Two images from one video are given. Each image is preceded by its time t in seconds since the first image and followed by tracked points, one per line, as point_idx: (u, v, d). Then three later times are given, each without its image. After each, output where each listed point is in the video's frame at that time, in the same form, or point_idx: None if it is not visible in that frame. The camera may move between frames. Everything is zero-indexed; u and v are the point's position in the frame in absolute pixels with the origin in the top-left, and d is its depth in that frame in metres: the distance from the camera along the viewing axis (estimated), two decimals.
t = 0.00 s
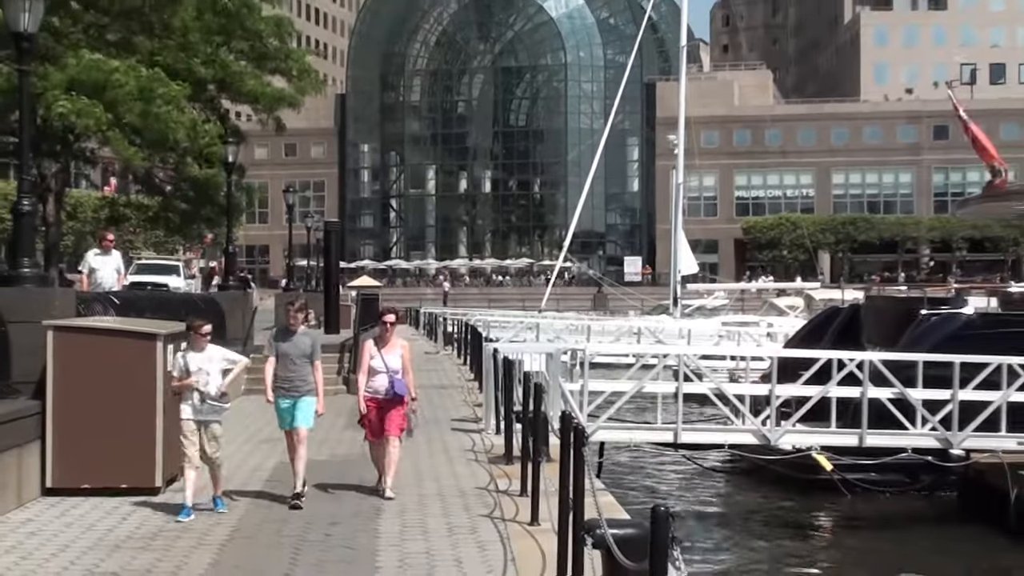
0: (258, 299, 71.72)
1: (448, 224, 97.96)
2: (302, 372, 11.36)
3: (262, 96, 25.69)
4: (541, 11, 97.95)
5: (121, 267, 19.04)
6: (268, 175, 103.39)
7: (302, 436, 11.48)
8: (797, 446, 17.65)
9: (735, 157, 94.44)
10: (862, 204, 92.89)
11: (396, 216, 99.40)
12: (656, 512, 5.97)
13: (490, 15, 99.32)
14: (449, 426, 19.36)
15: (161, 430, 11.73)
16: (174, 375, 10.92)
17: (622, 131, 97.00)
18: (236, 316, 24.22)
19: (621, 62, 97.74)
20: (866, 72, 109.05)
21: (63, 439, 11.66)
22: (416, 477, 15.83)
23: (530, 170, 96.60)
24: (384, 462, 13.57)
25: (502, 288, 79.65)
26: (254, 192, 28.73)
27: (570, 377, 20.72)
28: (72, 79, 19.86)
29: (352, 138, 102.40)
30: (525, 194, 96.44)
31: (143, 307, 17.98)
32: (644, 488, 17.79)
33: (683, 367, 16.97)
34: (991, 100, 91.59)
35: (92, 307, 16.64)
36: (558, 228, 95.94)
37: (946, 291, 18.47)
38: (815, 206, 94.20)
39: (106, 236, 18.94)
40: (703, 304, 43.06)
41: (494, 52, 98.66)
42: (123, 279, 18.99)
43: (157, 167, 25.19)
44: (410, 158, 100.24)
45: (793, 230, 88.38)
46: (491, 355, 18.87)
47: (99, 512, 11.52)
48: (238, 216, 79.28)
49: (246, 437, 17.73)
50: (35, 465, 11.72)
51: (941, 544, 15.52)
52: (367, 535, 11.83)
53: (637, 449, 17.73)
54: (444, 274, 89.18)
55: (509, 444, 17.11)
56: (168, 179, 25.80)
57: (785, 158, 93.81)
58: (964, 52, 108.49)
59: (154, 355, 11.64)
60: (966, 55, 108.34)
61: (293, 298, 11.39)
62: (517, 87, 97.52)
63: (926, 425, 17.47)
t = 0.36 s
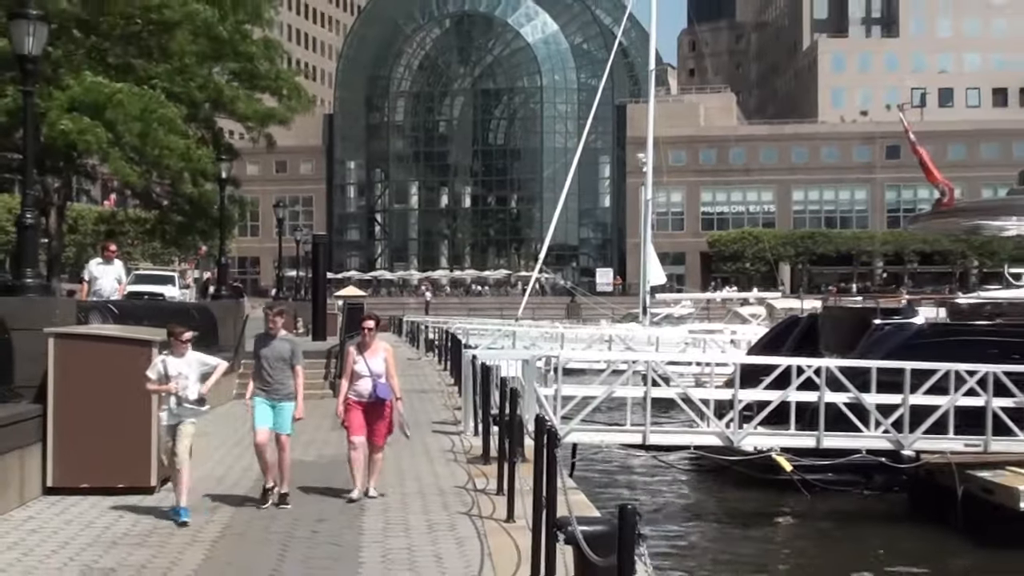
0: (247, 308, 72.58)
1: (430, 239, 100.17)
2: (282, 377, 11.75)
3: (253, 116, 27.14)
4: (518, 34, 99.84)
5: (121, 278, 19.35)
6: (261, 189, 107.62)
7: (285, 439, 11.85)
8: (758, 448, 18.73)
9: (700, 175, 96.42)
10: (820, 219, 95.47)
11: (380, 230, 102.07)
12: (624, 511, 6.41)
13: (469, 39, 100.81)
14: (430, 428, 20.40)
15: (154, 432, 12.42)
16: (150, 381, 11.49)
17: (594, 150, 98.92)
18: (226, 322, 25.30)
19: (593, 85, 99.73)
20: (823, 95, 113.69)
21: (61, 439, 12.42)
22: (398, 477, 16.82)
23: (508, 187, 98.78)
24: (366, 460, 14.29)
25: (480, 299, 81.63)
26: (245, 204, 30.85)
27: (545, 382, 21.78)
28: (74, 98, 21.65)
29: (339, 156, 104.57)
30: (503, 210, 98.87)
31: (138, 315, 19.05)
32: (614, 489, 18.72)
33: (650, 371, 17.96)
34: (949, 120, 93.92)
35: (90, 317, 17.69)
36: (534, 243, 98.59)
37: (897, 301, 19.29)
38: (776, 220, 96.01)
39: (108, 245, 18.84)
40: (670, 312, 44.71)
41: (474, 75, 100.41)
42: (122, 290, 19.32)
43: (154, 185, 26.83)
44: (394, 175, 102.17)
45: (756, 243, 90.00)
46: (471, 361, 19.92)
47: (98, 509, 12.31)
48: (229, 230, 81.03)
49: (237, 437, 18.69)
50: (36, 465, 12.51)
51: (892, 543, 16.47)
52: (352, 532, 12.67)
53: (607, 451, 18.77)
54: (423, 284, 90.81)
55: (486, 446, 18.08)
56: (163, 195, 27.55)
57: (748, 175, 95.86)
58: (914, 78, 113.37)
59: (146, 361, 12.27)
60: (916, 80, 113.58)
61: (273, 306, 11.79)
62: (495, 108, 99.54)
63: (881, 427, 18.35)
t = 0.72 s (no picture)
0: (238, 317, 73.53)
1: (407, 254, 102.69)
2: (246, 391, 12.07)
3: (240, 137, 28.49)
4: (491, 60, 102.43)
5: (109, 291, 21.18)
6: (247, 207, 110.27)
7: (249, 450, 12.24)
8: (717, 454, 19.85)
9: (664, 195, 101.03)
10: (775, 235, 100.09)
11: (360, 246, 104.96)
12: (587, 512, 7.59)
13: (445, 65, 103.31)
14: (406, 432, 21.49)
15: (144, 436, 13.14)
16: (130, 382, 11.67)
17: (562, 169, 101.82)
18: (210, 331, 26.51)
19: (562, 109, 103.63)
20: (778, 118, 122.04)
21: (56, 445, 13.20)
22: (376, 479, 17.93)
23: (478, 206, 102.20)
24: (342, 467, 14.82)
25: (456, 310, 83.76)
26: (232, 221, 32.70)
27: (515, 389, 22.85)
28: (69, 114, 22.70)
29: (321, 175, 108.12)
30: (476, 227, 101.70)
31: (134, 327, 20.02)
32: (579, 490, 19.77)
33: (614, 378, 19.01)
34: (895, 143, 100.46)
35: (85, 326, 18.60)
36: (504, 257, 101.34)
37: (847, 313, 20.07)
38: (734, 235, 100.86)
39: (95, 259, 20.54)
40: (634, 322, 46.76)
41: (450, 98, 103.31)
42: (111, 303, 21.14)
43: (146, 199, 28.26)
44: (373, 195, 105.36)
45: (714, 258, 94.17)
46: (443, 368, 20.96)
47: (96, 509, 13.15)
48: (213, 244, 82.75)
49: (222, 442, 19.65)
50: (32, 469, 13.24)
51: (839, 541, 17.54)
52: (331, 531, 13.62)
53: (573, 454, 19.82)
54: (400, 295, 92.67)
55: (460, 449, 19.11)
56: (153, 210, 29.27)
57: (708, 195, 100.58)
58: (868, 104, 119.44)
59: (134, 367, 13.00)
60: (864, 105, 123.12)
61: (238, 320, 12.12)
62: (469, 130, 102.72)
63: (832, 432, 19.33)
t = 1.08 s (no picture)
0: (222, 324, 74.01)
1: (381, 263, 109.19)
2: (217, 394, 12.21)
3: (221, 152, 29.41)
4: (460, 81, 109.59)
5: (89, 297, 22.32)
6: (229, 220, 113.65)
7: (218, 455, 12.21)
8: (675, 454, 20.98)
9: (625, 209, 105.00)
10: (729, 248, 103.61)
11: (336, 255, 111.30)
12: (547, 512, 7.78)
13: (417, 85, 110.38)
14: (378, 434, 22.62)
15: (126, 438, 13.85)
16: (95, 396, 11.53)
17: (528, 184, 108.39)
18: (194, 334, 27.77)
19: (527, 128, 110.13)
20: (732, 137, 125.29)
21: (47, 449, 13.94)
22: (349, 477, 19.09)
23: (449, 218, 108.90)
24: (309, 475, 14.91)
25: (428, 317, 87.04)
26: (211, 236, 33.70)
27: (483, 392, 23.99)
28: (60, 129, 23.65)
29: (300, 189, 114.15)
30: (446, 239, 108.50)
31: (118, 333, 21.16)
32: (543, 489, 20.83)
33: (575, 382, 20.04)
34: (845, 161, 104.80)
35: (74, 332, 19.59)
36: (473, 267, 108.03)
37: (796, 320, 21.10)
38: (690, 247, 104.33)
39: (73, 269, 21.56)
40: (597, 330, 49.36)
41: (421, 117, 110.30)
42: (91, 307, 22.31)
43: (134, 212, 29.37)
44: (348, 208, 111.64)
45: (672, 269, 97.84)
46: (414, 373, 22.00)
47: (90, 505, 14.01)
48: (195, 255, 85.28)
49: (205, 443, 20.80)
50: (23, 470, 13.99)
51: (788, 536, 18.63)
52: (306, 529, 14.60)
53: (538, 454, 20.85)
54: (374, 304, 95.58)
55: (429, 450, 20.23)
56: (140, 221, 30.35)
57: (666, 209, 104.50)
58: (813, 123, 126.87)
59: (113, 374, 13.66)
60: (813, 125, 127.08)
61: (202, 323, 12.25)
62: (440, 147, 109.95)
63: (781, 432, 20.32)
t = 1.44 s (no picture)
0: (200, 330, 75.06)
1: (354, 272, 113.28)
2: (192, 400, 12.99)
3: (203, 166, 30.34)
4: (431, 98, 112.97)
5: (72, 303, 23.21)
6: (209, 231, 119.58)
7: (193, 456, 13.08)
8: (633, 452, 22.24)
9: (584, 219, 109.46)
10: (685, 256, 108.27)
11: (311, 264, 115.41)
12: (509, 507, 9.18)
13: (389, 102, 114.03)
14: (351, 433, 23.78)
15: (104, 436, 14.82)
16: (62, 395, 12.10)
17: (494, 196, 112.09)
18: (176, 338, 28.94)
19: (493, 142, 113.78)
20: (686, 150, 128.91)
21: (35, 448, 14.92)
22: (322, 474, 20.23)
23: (419, 228, 112.99)
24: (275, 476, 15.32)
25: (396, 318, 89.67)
26: (191, 249, 34.51)
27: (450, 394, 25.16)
28: (48, 145, 25.19)
29: (277, 201, 118.43)
30: (416, 249, 112.68)
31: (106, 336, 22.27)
32: (506, 485, 21.98)
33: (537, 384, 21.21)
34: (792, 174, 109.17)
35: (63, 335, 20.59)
36: (442, 276, 112.10)
37: (748, 326, 22.42)
38: (648, 256, 108.90)
39: (57, 276, 22.35)
40: (560, 333, 51.50)
41: (393, 132, 114.28)
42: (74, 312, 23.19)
43: (119, 222, 30.68)
44: (324, 219, 115.85)
45: (628, 276, 101.53)
46: (385, 375, 23.14)
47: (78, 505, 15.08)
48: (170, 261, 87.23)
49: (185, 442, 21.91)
50: (12, 468, 14.94)
51: (738, 527, 19.79)
52: (283, 524, 15.66)
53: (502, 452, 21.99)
54: (345, 310, 97.90)
55: (398, 448, 21.39)
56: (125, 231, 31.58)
57: (625, 219, 108.97)
58: (765, 139, 130.32)
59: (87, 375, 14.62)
60: (764, 141, 130.45)
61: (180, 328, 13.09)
62: (411, 160, 113.99)
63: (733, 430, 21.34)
